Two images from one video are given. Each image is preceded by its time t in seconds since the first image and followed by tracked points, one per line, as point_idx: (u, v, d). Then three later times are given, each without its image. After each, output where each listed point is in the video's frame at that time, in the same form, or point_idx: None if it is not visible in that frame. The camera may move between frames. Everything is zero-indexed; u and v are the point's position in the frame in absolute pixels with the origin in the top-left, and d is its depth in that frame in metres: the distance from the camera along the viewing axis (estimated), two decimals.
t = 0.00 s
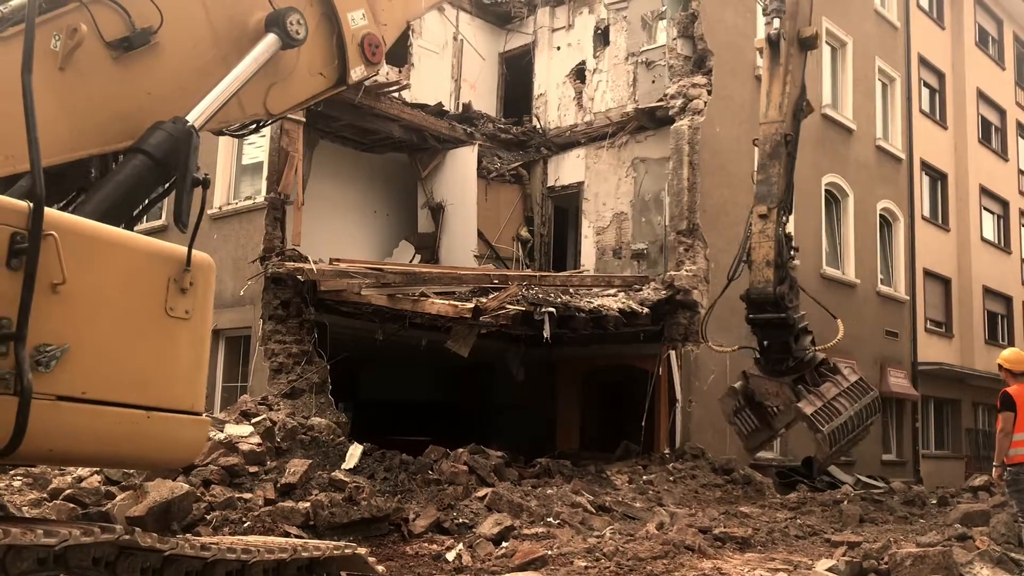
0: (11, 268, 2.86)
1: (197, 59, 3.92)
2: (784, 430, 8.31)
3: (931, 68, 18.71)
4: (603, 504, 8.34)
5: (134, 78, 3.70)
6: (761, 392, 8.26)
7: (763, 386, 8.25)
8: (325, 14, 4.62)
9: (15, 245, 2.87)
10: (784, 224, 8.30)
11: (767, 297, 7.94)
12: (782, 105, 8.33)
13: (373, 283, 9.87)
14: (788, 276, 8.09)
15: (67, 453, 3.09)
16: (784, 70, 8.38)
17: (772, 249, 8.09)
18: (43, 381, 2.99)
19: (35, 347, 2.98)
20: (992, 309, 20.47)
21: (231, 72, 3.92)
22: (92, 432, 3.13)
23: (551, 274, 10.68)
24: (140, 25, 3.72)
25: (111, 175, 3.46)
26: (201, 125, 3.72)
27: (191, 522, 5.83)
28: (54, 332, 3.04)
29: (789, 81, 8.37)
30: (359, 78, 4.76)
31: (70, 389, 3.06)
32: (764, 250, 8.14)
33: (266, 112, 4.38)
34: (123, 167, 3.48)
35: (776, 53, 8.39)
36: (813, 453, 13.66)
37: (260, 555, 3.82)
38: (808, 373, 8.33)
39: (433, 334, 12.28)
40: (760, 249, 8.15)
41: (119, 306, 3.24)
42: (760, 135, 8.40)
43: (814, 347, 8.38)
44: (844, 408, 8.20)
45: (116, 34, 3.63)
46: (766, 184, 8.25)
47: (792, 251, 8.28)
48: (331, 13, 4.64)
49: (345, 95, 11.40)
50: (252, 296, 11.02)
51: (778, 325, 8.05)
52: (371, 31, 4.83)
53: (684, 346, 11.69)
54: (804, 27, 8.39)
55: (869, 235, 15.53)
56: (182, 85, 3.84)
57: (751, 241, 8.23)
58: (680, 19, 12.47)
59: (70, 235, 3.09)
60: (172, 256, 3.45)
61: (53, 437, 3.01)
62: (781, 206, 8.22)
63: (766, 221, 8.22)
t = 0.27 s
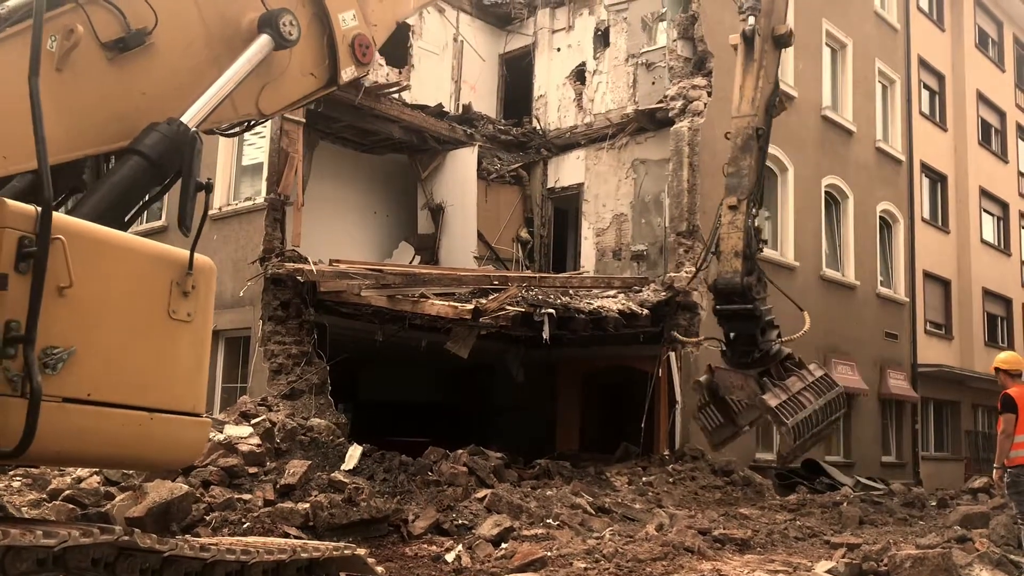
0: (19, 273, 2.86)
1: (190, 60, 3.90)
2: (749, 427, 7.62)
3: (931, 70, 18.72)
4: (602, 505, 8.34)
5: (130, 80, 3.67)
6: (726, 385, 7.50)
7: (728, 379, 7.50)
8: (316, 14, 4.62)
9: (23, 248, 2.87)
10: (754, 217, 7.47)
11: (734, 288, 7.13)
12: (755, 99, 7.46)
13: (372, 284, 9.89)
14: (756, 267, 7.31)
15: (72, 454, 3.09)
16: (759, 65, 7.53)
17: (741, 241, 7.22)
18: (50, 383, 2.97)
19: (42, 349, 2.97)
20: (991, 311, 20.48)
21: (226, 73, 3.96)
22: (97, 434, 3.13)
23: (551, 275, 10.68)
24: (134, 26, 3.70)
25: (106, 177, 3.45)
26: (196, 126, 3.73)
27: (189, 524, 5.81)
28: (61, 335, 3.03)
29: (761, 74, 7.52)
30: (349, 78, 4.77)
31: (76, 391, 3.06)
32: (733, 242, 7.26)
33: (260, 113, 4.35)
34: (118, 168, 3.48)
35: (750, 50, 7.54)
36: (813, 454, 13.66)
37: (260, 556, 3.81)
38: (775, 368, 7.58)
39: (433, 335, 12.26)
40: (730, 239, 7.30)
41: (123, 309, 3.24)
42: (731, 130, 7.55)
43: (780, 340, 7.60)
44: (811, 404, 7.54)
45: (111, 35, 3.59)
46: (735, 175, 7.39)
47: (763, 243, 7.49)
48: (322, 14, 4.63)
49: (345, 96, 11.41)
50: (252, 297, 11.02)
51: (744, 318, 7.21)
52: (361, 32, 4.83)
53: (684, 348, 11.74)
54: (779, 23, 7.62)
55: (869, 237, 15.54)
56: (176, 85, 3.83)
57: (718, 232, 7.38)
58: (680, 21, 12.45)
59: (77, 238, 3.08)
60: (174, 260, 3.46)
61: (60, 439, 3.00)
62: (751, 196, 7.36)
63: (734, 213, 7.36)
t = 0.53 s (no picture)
0: (24, 275, 2.87)
1: (180, 60, 3.82)
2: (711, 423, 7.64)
3: (931, 70, 18.72)
4: (602, 505, 8.34)
5: (123, 80, 3.61)
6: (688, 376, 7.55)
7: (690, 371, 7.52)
8: (307, 12, 4.43)
9: (28, 251, 2.88)
10: (723, 209, 7.38)
11: (699, 277, 7.15)
12: (728, 92, 7.35)
13: (372, 284, 9.90)
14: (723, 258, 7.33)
15: (76, 454, 3.09)
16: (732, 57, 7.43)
17: (709, 230, 7.21)
18: (56, 385, 2.97)
19: (48, 351, 2.97)
20: (991, 312, 20.50)
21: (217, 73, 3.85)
22: (100, 434, 3.13)
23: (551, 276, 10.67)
24: (128, 26, 3.63)
25: (100, 177, 3.45)
26: (188, 127, 3.68)
27: (189, 524, 5.80)
28: (65, 336, 3.03)
29: (735, 69, 7.39)
30: (338, 79, 4.57)
31: (81, 393, 3.06)
32: (700, 231, 7.24)
33: (247, 112, 4.20)
34: (111, 168, 3.47)
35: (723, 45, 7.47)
36: (813, 455, 13.65)
37: (258, 556, 3.81)
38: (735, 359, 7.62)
39: (432, 335, 12.28)
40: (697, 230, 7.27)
41: (126, 311, 3.24)
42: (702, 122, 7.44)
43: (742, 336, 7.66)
44: (772, 398, 7.49)
45: (103, 34, 3.53)
46: (704, 167, 7.30)
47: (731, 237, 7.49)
48: (311, 13, 4.45)
49: (345, 95, 11.40)
50: (251, 296, 11.01)
51: (708, 308, 7.25)
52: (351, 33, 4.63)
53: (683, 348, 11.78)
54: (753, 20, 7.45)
55: (869, 238, 15.55)
56: (167, 86, 3.77)
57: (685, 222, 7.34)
58: (680, 21, 12.44)
59: (81, 240, 3.08)
60: (174, 262, 3.46)
61: (64, 438, 3.01)
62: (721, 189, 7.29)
63: (703, 203, 7.29)
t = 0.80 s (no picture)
0: (29, 278, 2.90)
1: (170, 59, 3.80)
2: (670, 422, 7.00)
3: (930, 70, 18.72)
4: (601, 505, 8.34)
5: (113, 80, 3.59)
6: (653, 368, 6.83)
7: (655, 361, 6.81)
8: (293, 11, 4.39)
9: (33, 254, 2.90)
10: (693, 198, 7.07)
11: (669, 262, 6.72)
12: (700, 84, 7.15)
13: (372, 283, 9.83)
14: (692, 248, 6.92)
15: (79, 454, 3.10)
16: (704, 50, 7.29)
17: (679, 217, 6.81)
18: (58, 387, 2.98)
19: (51, 353, 2.98)
20: (990, 312, 20.50)
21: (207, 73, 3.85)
22: (103, 434, 3.14)
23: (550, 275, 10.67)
24: (118, 26, 3.59)
25: (92, 177, 3.45)
26: (179, 125, 3.69)
27: (187, 523, 5.78)
28: (68, 338, 3.04)
29: (707, 62, 7.22)
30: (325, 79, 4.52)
31: (83, 394, 3.07)
32: (669, 218, 6.85)
33: (237, 112, 4.18)
34: (103, 168, 3.47)
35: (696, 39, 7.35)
36: (812, 454, 13.66)
37: (257, 555, 3.83)
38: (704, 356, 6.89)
39: (432, 334, 12.26)
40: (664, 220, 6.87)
41: (127, 313, 3.24)
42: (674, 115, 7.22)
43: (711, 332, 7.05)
44: (746, 404, 6.76)
45: (95, 34, 3.50)
46: (675, 154, 7.02)
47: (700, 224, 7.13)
48: (299, 13, 4.41)
49: (345, 94, 11.41)
50: (251, 296, 11.01)
51: (676, 294, 6.82)
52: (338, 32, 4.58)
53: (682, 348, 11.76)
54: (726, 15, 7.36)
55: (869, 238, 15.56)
56: (157, 85, 3.75)
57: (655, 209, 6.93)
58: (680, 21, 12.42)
59: (82, 243, 3.09)
60: (173, 263, 3.45)
61: (67, 438, 3.02)
62: (691, 176, 6.97)
63: (673, 191, 6.93)
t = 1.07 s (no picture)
0: (29, 281, 2.90)
1: (157, 61, 3.79)
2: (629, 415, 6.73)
3: (930, 69, 18.71)
4: (601, 504, 8.34)
5: (102, 80, 3.58)
6: (624, 362, 6.37)
7: (625, 355, 6.35)
8: (280, 12, 4.39)
9: (32, 258, 2.90)
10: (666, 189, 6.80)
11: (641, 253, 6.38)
12: (674, 77, 6.94)
13: (371, 283, 9.84)
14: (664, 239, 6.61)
15: (79, 456, 3.10)
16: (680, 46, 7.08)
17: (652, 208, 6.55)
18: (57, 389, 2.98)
19: (51, 355, 2.98)
20: (989, 311, 20.51)
21: (194, 75, 3.87)
22: (103, 435, 3.14)
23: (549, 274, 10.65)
24: (106, 27, 3.57)
25: (83, 177, 3.45)
26: (169, 125, 3.70)
27: (186, 523, 5.77)
28: (67, 340, 3.04)
29: (682, 55, 7.10)
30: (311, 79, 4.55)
31: (83, 395, 3.07)
32: (643, 209, 6.58)
33: (223, 112, 4.19)
34: (94, 169, 3.46)
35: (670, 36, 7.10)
36: (812, 453, 13.67)
37: (254, 554, 3.82)
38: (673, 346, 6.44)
39: (430, 334, 12.00)
40: (639, 208, 6.60)
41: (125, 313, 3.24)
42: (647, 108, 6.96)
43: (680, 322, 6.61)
44: (717, 389, 6.37)
45: (84, 35, 3.49)
46: (648, 146, 6.78)
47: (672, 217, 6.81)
48: (285, 14, 4.41)
49: (343, 93, 11.41)
50: (250, 295, 11.01)
51: (650, 285, 6.41)
52: (323, 33, 4.62)
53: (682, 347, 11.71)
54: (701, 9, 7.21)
55: (868, 237, 15.57)
56: (144, 86, 3.74)
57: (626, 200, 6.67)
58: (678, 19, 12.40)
59: (79, 245, 3.09)
60: (170, 263, 3.45)
61: (68, 441, 3.02)
62: (665, 168, 6.74)
63: (647, 181, 6.69)
